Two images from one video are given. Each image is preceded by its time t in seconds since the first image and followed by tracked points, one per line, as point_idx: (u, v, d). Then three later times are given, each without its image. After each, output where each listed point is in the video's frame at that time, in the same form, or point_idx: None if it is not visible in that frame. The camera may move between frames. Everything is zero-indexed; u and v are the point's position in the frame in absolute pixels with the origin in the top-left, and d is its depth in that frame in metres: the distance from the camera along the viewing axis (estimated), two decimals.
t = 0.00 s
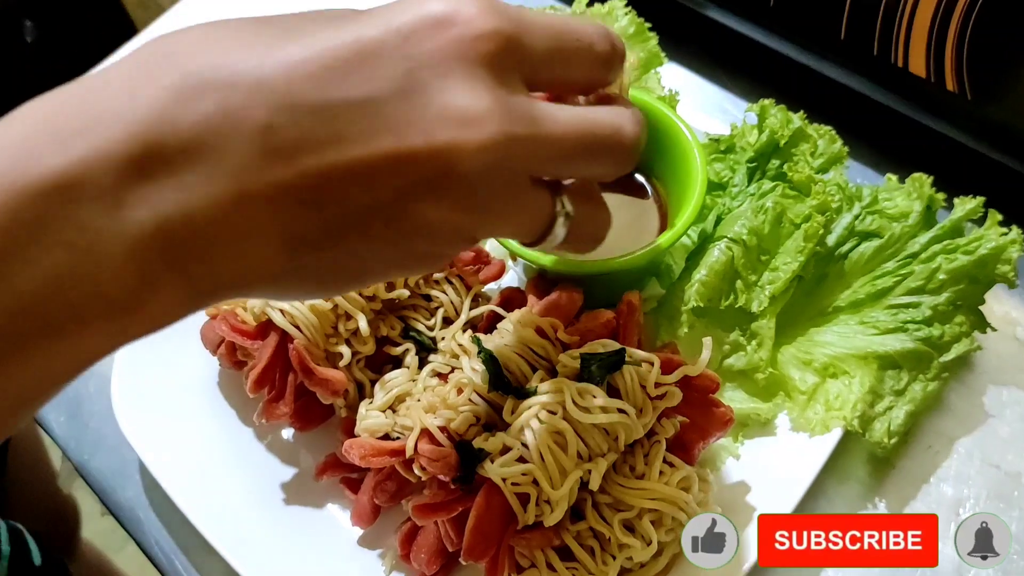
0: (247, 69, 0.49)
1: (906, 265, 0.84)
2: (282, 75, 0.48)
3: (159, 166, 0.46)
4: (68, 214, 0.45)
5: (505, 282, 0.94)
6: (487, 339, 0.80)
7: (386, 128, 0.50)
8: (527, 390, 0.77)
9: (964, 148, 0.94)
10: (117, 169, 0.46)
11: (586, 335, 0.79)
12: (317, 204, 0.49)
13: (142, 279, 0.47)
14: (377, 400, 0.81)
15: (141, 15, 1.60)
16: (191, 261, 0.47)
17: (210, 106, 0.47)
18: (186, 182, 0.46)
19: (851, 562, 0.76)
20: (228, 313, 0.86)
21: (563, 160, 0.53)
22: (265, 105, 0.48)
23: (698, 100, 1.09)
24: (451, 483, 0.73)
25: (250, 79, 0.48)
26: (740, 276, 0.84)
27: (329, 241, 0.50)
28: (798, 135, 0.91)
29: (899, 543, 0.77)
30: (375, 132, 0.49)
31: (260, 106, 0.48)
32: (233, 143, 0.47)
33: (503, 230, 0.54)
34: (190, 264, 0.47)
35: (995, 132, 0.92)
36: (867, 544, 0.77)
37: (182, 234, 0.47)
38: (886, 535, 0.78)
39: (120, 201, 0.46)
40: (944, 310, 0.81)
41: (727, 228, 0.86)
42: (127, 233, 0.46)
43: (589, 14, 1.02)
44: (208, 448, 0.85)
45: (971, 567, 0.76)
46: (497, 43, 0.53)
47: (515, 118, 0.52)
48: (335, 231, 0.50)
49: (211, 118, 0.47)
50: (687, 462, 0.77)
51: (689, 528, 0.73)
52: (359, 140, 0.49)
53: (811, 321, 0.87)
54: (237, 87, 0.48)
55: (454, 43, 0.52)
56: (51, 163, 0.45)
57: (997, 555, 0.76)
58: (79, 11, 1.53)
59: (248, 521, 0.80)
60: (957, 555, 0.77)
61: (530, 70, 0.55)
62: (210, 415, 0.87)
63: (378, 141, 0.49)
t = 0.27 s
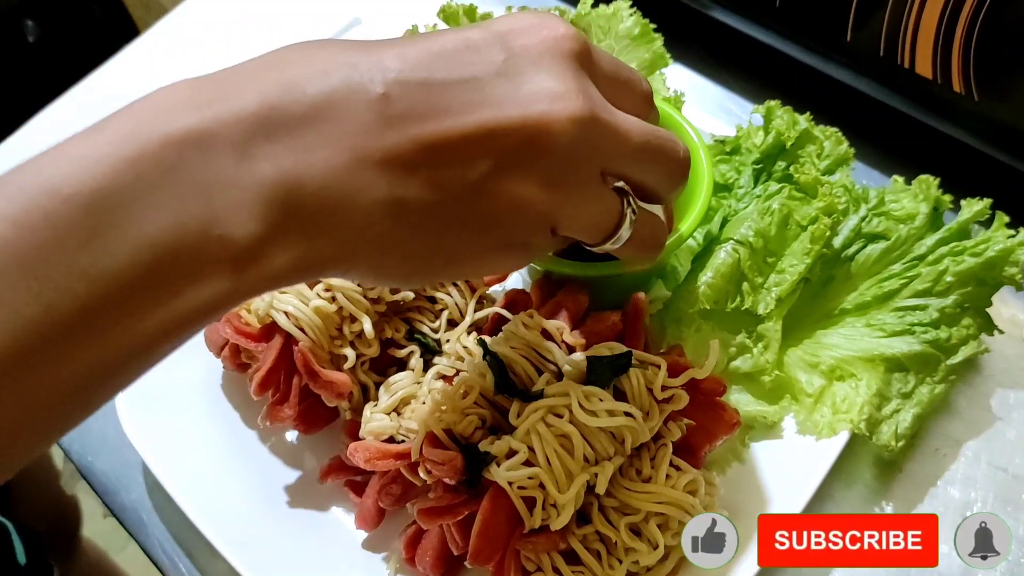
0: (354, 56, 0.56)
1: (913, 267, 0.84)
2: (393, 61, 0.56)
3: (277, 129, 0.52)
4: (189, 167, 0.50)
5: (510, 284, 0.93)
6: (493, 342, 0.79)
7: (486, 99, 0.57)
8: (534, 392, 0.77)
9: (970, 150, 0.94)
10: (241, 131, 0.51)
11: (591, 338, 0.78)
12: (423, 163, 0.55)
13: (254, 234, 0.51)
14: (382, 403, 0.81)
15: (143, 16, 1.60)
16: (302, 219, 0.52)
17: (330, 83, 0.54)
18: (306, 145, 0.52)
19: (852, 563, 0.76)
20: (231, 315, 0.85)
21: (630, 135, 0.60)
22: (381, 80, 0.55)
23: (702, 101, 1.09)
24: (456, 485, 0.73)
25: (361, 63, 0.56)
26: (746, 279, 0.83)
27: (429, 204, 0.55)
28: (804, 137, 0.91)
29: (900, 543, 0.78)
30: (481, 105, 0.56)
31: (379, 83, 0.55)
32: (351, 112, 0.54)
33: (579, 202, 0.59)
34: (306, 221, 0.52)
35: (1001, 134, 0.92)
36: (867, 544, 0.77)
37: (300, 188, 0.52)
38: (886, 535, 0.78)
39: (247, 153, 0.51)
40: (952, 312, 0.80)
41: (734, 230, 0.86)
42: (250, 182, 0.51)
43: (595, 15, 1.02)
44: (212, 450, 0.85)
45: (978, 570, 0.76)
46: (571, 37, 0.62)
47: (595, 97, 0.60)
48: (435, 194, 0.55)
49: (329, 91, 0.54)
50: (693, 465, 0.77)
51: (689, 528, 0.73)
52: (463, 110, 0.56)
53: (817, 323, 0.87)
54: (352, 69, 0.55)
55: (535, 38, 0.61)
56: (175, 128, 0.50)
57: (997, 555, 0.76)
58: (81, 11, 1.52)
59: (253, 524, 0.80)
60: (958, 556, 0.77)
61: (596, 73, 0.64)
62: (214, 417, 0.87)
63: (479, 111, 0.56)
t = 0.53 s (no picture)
0: (366, 48, 0.60)
1: (915, 267, 0.84)
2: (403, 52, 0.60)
3: (298, 106, 0.55)
4: (216, 138, 0.52)
5: (512, 283, 0.94)
6: (493, 341, 0.79)
7: (491, 83, 0.61)
8: (534, 392, 0.77)
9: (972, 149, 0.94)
10: (263, 107, 0.54)
11: (593, 337, 0.79)
12: (435, 139, 0.59)
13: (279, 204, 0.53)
14: (384, 403, 0.81)
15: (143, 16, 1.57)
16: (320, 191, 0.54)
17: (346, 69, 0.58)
18: (326, 121, 0.55)
19: (853, 562, 0.76)
20: (234, 315, 0.86)
21: (626, 116, 0.65)
22: (393, 66, 0.59)
23: (703, 101, 1.09)
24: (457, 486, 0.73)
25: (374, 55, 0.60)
26: (747, 278, 0.83)
27: (440, 179, 0.59)
28: (806, 136, 0.90)
29: (900, 543, 0.77)
30: (486, 88, 0.61)
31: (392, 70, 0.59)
32: (367, 94, 0.57)
33: (580, 181, 0.63)
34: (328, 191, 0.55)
35: (1002, 132, 0.91)
36: (867, 544, 0.77)
37: (322, 159, 0.54)
38: (886, 535, 0.78)
39: (270, 126, 0.54)
40: (954, 312, 0.80)
41: (735, 229, 0.86)
42: (274, 152, 0.53)
43: (596, 14, 1.02)
44: (213, 450, 0.85)
45: (980, 571, 0.76)
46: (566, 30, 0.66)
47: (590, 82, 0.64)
48: (446, 170, 0.59)
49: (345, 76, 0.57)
50: (695, 465, 0.77)
51: (689, 528, 0.73)
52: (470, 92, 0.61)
53: (819, 323, 0.87)
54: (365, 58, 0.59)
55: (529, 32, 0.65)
56: (199, 104, 0.53)
57: (998, 554, 0.76)
58: (81, 11, 1.52)
59: (254, 523, 0.80)
60: (959, 556, 0.76)
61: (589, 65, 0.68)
62: (215, 417, 0.87)
63: (487, 92, 0.61)
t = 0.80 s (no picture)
0: (374, 47, 0.60)
1: (914, 268, 0.84)
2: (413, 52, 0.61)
3: (307, 104, 0.55)
4: (226, 135, 0.52)
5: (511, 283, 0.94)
6: (493, 342, 0.80)
7: (499, 85, 0.62)
8: (534, 393, 0.77)
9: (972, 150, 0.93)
10: (264, 100, 0.54)
11: (593, 339, 0.78)
12: (442, 139, 0.59)
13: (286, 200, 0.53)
14: (383, 404, 0.81)
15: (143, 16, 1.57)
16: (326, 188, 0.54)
17: (354, 69, 0.58)
18: (325, 122, 0.55)
19: (853, 563, 0.76)
20: (233, 316, 0.85)
21: (630, 122, 0.65)
22: (401, 67, 0.59)
23: (703, 101, 1.09)
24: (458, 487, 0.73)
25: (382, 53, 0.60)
26: (747, 279, 0.83)
27: (446, 179, 0.59)
28: (806, 137, 0.90)
29: (900, 543, 0.77)
30: (495, 90, 0.61)
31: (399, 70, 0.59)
32: (376, 93, 0.57)
33: (584, 183, 0.63)
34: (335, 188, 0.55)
35: (1002, 134, 0.91)
36: (867, 544, 0.77)
37: (330, 157, 0.54)
38: (886, 535, 0.77)
39: (279, 123, 0.54)
40: (953, 313, 0.80)
41: (735, 230, 0.86)
42: (284, 149, 0.53)
43: (596, 16, 1.02)
44: (214, 452, 0.85)
45: (980, 572, 0.76)
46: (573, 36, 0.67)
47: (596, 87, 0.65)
48: (452, 170, 0.59)
49: (355, 75, 0.58)
50: (694, 466, 0.77)
51: (689, 529, 0.73)
52: (477, 93, 0.60)
53: (819, 324, 0.87)
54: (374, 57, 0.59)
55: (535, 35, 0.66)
56: (209, 103, 0.53)
57: (997, 555, 0.76)
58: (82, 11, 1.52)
59: (255, 524, 0.80)
60: (959, 556, 0.76)
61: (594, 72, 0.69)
62: (215, 419, 0.87)
63: (494, 95, 0.61)
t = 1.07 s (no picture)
0: (378, 73, 0.59)
1: (912, 267, 0.84)
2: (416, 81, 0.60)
3: (314, 135, 0.54)
4: (233, 166, 0.52)
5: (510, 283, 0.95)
6: (491, 341, 0.80)
7: (502, 118, 0.61)
8: (533, 392, 0.78)
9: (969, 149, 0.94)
10: (262, 102, 0.54)
11: (590, 338, 0.79)
12: (444, 171, 0.58)
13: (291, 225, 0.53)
14: (382, 403, 0.81)
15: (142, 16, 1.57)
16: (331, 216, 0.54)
17: (363, 96, 0.57)
18: (323, 121, 0.55)
19: (851, 563, 0.77)
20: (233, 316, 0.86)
21: (630, 151, 0.66)
22: (407, 98, 0.58)
23: (701, 102, 1.09)
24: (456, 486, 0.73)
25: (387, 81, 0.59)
26: (745, 279, 0.83)
27: (449, 211, 0.59)
28: (803, 137, 0.91)
29: (900, 543, 0.78)
30: (500, 125, 0.60)
31: (406, 98, 0.58)
32: (385, 120, 0.57)
33: (584, 214, 0.64)
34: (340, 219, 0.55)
35: (1001, 135, 0.92)
36: (866, 544, 0.77)
37: (334, 190, 0.54)
38: (885, 535, 0.78)
39: (285, 156, 0.53)
40: (950, 313, 0.81)
41: (733, 230, 0.86)
42: (291, 184, 0.53)
43: (594, 16, 1.01)
44: (213, 452, 0.85)
45: (977, 570, 0.76)
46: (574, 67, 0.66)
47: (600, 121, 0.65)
48: (455, 202, 0.59)
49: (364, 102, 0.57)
50: (692, 465, 0.77)
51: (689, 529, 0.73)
52: (482, 126, 0.60)
53: (816, 323, 0.87)
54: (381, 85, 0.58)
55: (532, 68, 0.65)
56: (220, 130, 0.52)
57: (996, 554, 0.76)
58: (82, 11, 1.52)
59: (255, 524, 0.80)
60: (958, 556, 0.77)
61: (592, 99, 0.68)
62: (215, 418, 0.87)
63: (497, 127, 0.60)
